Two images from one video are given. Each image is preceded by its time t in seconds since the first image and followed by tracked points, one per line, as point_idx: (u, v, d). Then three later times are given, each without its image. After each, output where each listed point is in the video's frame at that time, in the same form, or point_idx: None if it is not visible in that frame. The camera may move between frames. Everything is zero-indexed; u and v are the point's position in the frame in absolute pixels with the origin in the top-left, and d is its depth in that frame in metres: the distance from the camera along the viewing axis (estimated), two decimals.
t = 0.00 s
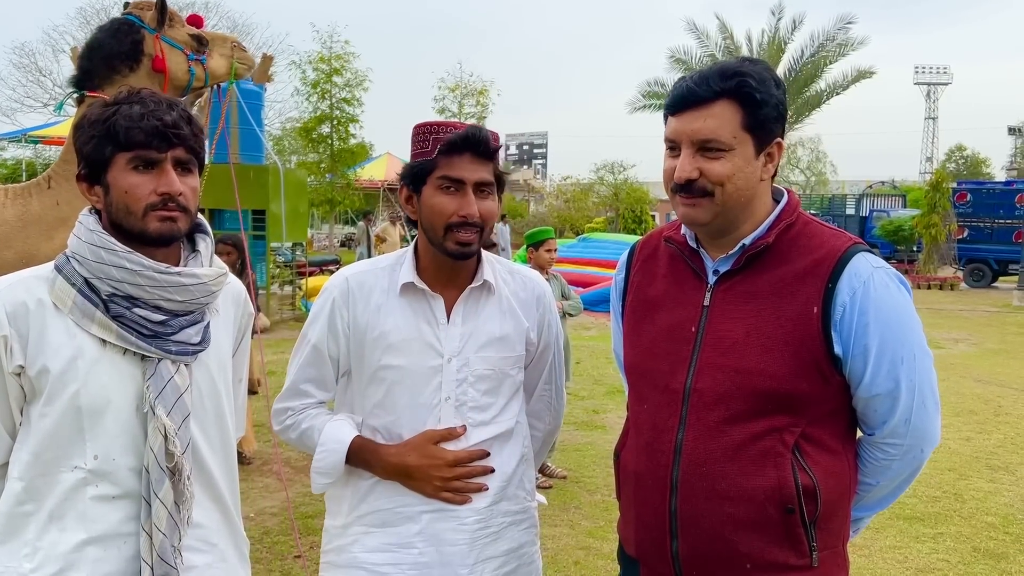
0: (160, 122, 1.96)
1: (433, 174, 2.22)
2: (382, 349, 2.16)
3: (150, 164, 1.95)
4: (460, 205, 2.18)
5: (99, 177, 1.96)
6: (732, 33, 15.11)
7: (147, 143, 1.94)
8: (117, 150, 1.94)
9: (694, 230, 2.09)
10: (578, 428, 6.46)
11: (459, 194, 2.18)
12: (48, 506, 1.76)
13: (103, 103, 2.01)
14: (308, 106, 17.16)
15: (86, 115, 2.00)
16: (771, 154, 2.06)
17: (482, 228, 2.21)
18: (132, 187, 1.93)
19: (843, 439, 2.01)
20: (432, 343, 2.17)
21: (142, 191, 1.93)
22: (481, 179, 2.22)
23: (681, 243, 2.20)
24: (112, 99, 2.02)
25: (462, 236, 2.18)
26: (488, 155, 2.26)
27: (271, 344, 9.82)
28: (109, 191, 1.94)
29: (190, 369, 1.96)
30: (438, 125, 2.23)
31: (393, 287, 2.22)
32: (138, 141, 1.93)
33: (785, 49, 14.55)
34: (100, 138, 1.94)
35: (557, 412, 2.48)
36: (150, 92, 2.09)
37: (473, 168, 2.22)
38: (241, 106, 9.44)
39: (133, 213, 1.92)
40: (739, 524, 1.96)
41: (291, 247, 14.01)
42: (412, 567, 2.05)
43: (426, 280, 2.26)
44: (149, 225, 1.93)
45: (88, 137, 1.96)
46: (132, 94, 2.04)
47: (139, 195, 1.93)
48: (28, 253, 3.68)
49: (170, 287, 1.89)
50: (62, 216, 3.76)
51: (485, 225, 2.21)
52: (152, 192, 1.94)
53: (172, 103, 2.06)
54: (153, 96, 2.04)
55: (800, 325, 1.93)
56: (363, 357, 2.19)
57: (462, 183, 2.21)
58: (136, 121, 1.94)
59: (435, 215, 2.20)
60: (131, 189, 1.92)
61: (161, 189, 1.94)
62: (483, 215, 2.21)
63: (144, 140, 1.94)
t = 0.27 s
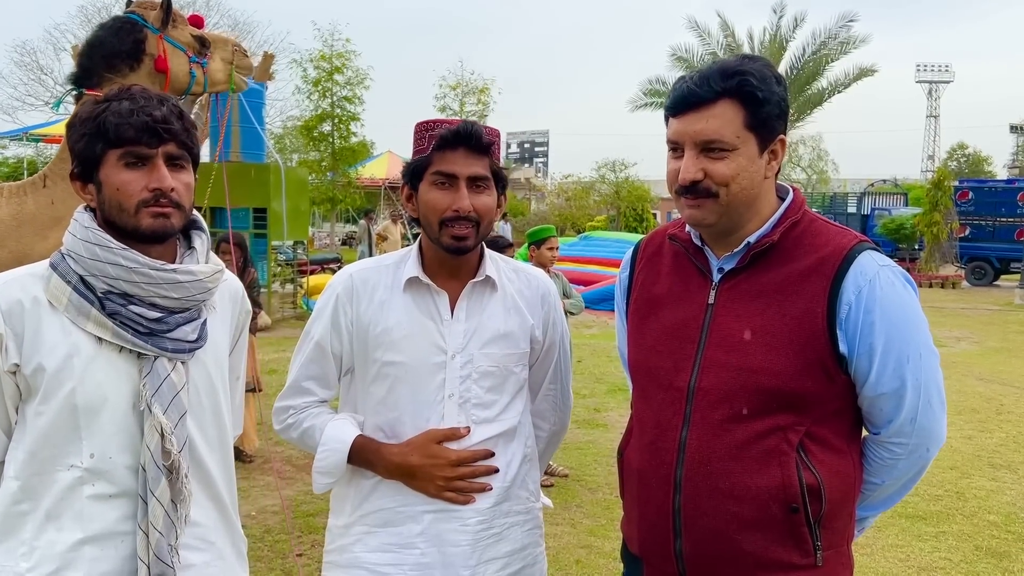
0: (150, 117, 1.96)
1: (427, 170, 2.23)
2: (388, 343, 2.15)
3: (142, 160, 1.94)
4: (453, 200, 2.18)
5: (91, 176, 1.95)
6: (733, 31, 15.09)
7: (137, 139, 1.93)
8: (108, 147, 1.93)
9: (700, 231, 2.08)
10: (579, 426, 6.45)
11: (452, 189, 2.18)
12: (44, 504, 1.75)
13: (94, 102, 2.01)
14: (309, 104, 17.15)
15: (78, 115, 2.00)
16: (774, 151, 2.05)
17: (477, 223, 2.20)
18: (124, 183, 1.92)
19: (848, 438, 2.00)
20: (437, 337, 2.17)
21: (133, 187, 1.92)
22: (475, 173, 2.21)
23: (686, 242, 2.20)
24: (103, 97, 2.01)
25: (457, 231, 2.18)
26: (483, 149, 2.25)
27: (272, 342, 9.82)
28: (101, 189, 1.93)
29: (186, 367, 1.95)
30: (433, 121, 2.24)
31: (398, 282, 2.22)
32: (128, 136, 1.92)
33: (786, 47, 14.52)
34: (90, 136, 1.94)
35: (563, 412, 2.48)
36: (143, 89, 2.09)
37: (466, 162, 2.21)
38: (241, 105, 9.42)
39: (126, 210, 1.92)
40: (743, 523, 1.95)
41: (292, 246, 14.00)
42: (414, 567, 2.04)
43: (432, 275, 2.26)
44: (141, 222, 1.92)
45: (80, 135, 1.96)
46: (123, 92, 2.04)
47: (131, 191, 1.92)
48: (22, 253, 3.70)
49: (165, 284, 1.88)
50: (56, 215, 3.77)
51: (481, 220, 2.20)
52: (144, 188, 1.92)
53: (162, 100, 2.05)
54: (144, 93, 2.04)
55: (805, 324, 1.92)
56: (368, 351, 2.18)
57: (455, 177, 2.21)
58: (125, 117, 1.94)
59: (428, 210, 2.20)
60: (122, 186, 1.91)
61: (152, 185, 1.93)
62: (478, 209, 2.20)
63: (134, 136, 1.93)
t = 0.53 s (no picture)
0: (151, 116, 1.95)
1: (438, 167, 2.22)
2: (399, 342, 2.14)
3: (144, 159, 1.93)
4: (465, 197, 2.17)
5: (92, 174, 1.95)
6: (736, 29, 15.06)
7: (138, 138, 1.92)
8: (109, 146, 1.92)
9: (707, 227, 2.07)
10: (582, 425, 6.45)
11: (463, 186, 2.17)
12: (46, 504, 1.74)
13: (96, 100, 2.00)
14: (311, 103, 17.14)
15: (79, 113, 1.99)
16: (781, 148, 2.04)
17: (488, 219, 2.19)
18: (125, 183, 1.91)
19: (857, 437, 2.00)
20: (450, 334, 2.16)
21: (134, 186, 1.91)
22: (487, 170, 2.20)
23: (693, 240, 2.19)
24: (104, 96, 2.01)
25: (468, 226, 2.17)
26: (494, 146, 2.24)
27: (275, 341, 9.81)
28: (103, 188, 1.93)
29: (188, 365, 1.95)
30: (443, 119, 2.24)
31: (408, 280, 2.21)
32: (129, 136, 1.92)
33: (789, 44, 14.50)
34: (91, 135, 1.93)
35: (571, 412, 2.47)
36: (145, 87, 2.08)
37: (478, 159, 2.20)
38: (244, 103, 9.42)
39: (127, 210, 1.91)
40: (751, 523, 1.94)
41: (294, 244, 14.00)
42: (426, 569, 2.04)
43: (443, 274, 2.25)
44: (142, 221, 1.91)
45: (81, 134, 1.96)
46: (124, 90, 2.03)
47: (132, 190, 1.91)
48: (20, 254, 3.55)
49: (167, 283, 1.88)
50: (56, 217, 3.60)
51: (493, 216, 2.19)
52: (145, 187, 1.92)
53: (165, 99, 2.04)
54: (146, 91, 2.03)
55: (814, 323, 1.91)
56: (378, 351, 2.17)
57: (467, 174, 2.19)
58: (126, 116, 1.93)
59: (439, 207, 2.19)
60: (124, 185, 1.91)
61: (153, 184, 1.92)
62: (489, 206, 2.18)
63: (135, 136, 1.92)
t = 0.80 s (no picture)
0: (155, 116, 1.95)
1: (450, 168, 2.19)
2: (407, 341, 2.14)
3: (148, 159, 1.94)
4: (479, 198, 2.16)
5: (96, 174, 1.96)
6: (739, 27, 15.05)
7: (141, 139, 1.93)
8: (113, 147, 1.93)
9: (713, 223, 2.07)
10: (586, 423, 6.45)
11: (478, 187, 2.16)
12: (51, 502, 1.75)
13: (100, 100, 2.01)
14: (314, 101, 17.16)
15: (83, 112, 2.00)
16: (785, 145, 2.03)
17: (503, 219, 2.18)
18: (129, 183, 1.92)
19: (864, 436, 2.00)
20: (459, 334, 2.16)
21: (138, 186, 1.92)
22: (500, 170, 2.19)
23: (701, 238, 2.19)
24: (109, 95, 2.01)
25: (483, 227, 2.16)
26: (506, 147, 2.24)
27: (278, 340, 9.82)
28: (107, 188, 1.94)
29: (193, 365, 1.95)
30: (453, 119, 2.21)
31: (415, 280, 2.21)
32: (133, 136, 1.92)
33: (793, 42, 14.48)
34: (95, 135, 1.94)
35: (580, 412, 2.45)
36: (150, 87, 2.08)
37: (491, 159, 2.19)
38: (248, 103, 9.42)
39: (131, 210, 1.91)
40: (758, 522, 1.94)
41: (298, 243, 14.02)
42: (433, 570, 2.04)
43: (450, 273, 2.24)
44: (146, 222, 1.92)
45: (85, 133, 1.96)
46: (129, 90, 2.03)
47: (136, 190, 1.91)
48: (19, 255, 3.54)
49: (172, 282, 1.88)
50: (55, 219, 3.57)
51: (506, 216, 2.19)
52: (149, 188, 1.92)
53: (170, 99, 2.04)
54: (150, 90, 2.03)
55: (821, 321, 1.91)
56: (386, 351, 2.17)
57: (481, 175, 2.18)
58: (130, 116, 1.93)
59: (453, 209, 2.17)
60: (128, 185, 1.91)
61: (157, 184, 1.93)
62: (504, 206, 2.18)
63: (139, 136, 1.93)
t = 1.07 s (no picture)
0: (160, 116, 1.95)
1: (457, 168, 2.18)
2: (410, 341, 2.15)
3: (153, 159, 1.94)
4: (489, 199, 2.15)
5: (102, 173, 1.97)
6: (743, 25, 15.02)
7: (146, 138, 1.93)
8: (118, 146, 1.94)
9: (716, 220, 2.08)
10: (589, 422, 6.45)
11: (487, 187, 2.15)
12: (57, 500, 1.76)
13: (106, 99, 2.01)
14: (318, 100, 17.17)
15: (89, 110, 2.00)
16: (774, 143, 1.99)
17: (511, 219, 2.19)
18: (134, 182, 1.92)
19: (874, 435, 2.00)
20: (462, 333, 2.16)
21: (143, 186, 1.92)
22: (508, 170, 2.19)
23: (710, 236, 2.18)
24: (116, 94, 2.02)
25: (492, 228, 2.16)
26: (512, 146, 2.23)
27: (283, 338, 9.84)
28: (113, 187, 1.95)
29: (198, 363, 1.95)
30: (460, 120, 2.19)
31: (419, 280, 2.21)
32: (137, 136, 1.93)
33: (797, 40, 14.44)
34: (101, 134, 1.95)
35: (585, 411, 2.46)
36: (156, 86, 2.08)
37: (498, 159, 2.19)
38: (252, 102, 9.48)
39: (136, 209, 1.92)
40: (767, 521, 1.94)
41: (302, 241, 14.04)
42: (436, 568, 2.05)
43: (455, 273, 2.24)
44: (151, 221, 1.92)
45: (91, 133, 1.97)
46: (135, 90, 2.03)
47: (141, 190, 1.92)
48: (18, 258, 3.55)
49: (177, 281, 1.89)
50: (55, 223, 3.56)
51: (514, 218, 2.19)
52: (154, 187, 1.92)
53: (176, 98, 2.04)
54: (157, 90, 2.03)
55: (832, 319, 1.90)
56: (391, 350, 2.17)
57: (490, 175, 2.17)
58: (135, 116, 1.93)
59: (462, 210, 2.16)
60: (133, 184, 1.92)
61: (162, 184, 1.93)
62: (514, 207, 2.19)
63: (143, 135, 1.93)
